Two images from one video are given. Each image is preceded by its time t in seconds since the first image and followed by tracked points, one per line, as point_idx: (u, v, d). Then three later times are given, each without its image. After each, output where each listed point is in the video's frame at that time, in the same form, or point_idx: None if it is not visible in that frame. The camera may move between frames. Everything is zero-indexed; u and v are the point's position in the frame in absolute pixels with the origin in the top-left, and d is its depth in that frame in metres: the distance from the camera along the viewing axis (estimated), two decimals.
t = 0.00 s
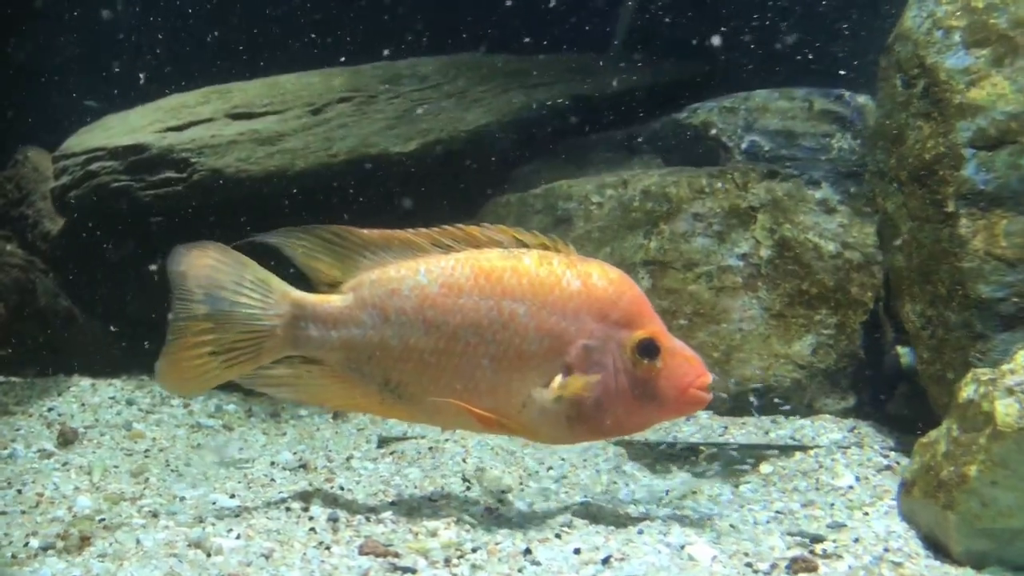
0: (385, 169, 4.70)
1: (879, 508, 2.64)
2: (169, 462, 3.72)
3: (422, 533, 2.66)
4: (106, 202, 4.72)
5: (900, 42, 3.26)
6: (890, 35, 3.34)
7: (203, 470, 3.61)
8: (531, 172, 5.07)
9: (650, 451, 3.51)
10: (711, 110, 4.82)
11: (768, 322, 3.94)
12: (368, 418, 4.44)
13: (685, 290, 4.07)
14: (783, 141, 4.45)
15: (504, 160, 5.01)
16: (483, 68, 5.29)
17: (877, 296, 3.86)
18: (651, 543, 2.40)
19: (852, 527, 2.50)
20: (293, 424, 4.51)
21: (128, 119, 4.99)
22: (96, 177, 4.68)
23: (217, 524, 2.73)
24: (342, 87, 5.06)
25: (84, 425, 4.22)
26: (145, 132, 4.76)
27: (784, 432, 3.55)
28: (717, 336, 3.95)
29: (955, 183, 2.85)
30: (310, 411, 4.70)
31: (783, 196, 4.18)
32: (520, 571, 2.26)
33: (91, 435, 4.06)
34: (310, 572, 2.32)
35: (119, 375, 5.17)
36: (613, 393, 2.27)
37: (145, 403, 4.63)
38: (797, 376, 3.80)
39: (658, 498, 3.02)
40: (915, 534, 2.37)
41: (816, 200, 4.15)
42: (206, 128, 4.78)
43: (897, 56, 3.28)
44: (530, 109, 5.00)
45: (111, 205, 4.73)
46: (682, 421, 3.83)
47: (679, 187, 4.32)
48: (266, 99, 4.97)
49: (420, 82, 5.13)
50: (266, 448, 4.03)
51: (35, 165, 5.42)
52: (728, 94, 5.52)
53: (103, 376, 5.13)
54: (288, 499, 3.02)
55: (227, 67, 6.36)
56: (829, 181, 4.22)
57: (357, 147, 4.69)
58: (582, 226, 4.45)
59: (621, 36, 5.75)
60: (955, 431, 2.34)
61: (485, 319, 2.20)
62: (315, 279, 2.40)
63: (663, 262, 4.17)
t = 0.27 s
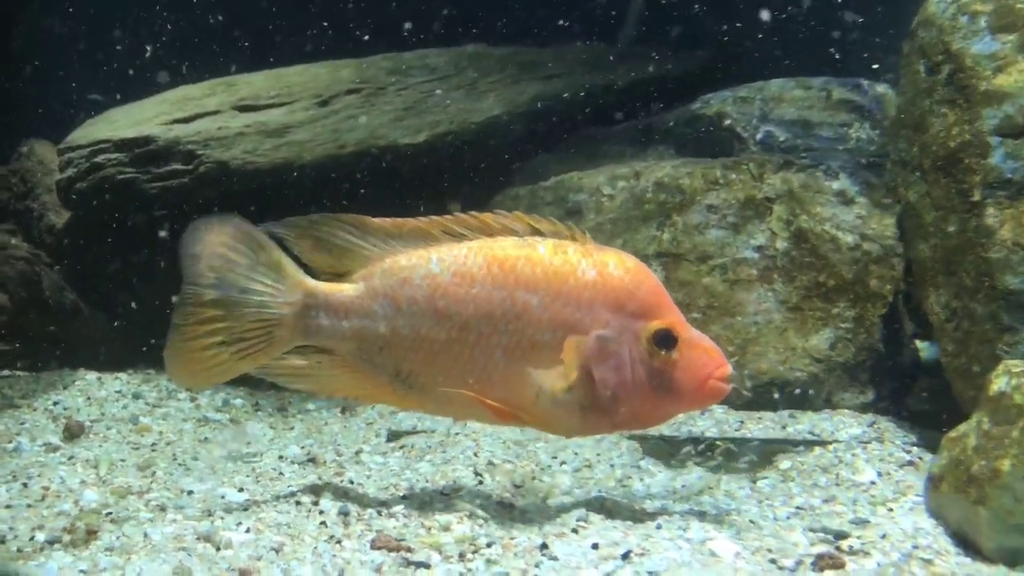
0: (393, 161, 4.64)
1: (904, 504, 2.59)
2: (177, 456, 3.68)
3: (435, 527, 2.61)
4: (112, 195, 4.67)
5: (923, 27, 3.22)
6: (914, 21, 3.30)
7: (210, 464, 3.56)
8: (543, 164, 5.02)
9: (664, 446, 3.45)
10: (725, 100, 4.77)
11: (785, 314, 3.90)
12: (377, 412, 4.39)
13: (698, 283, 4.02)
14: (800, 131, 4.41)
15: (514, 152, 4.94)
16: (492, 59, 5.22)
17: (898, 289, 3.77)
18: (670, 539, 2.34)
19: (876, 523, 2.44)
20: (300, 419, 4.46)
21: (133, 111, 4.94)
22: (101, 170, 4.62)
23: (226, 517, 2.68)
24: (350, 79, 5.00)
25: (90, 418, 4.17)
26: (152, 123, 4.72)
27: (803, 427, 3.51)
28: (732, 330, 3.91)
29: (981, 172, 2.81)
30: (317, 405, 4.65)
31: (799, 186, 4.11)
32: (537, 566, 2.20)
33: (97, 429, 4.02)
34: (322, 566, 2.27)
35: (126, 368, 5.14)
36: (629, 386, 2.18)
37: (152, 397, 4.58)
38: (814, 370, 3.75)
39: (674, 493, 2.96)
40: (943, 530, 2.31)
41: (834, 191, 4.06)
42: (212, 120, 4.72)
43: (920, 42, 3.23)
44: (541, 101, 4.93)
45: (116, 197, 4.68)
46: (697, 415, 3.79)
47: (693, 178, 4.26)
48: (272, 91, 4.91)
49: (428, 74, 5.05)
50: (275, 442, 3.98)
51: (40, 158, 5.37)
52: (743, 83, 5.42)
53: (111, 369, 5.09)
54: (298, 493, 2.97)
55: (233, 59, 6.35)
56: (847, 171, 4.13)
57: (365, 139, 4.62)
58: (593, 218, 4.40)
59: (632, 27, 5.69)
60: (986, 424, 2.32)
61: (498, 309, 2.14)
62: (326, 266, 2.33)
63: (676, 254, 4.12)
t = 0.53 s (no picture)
0: (403, 157, 4.60)
1: (925, 505, 2.57)
2: (188, 453, 3.66)
3: (450, 526, 2.59)
4: (122, 191, 4.65)
5: (944, 20, 3.19)
6: (934, 13, 3.26)
7: (222, 461, 3.55)
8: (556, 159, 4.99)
9: (679, 444, 3.42)
10: (739, 95, 4.73)
11: (799, 312, 3.86)
12: (388, 409, 4.37)
13: (712, 280, 3.99)
14: (815, 126, 4.33)
15: (525, 147, 4.91)
16: (502, 53, 5.18)
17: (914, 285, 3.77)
18: (688, 539, 2.31)
19: (898, 524, 2.41)
20: (311, 415, 4.44)
21: (143, 107, 4.92)
22: (111, 166, 4.60)
23: (239, 515, 2.66)
24: (360, 74, 4.97)
25: (101, 415, 4.16)
26: (161, 119, 4.70)
27: (820, 426, 3.50)
28: (746, 327, 3.87)
29: (1004, 167, 2.77)
30: (327, 402, 4.65)
31: (815, 182, 4.07)
32: (554, 566, 2.18)
33: (108, 426, 4.00)
34: (336, 565, 2.25)
35: (138, 364, 5.14)
36: (633, 383, 2.05)
37: (162, 393, 4.57)
38: (831, 368, 3.72)
39: (689, 492, 2.93)
40: (967, 532, 2.29)
41: (850, 186, 4.04)
42: (222, 116, 4.69)
43: (941, 35, 3.19)
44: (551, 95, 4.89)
45: (127, 193, 4.66)
46: (713, 413, 3.77)
47: (706, 173, 4.22)
48: (282, 86, 4.89)
49: (437, 69, 5.01)
50: (286, 439, 3.96)
51: (50, 155, 5.42)
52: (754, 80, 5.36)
53: (124, 365, 5.09)
54: (310, 491, 2.94)
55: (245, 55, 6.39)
56: (864, 167, 4.10)
57: (374, 135, 4.58)
58: (605, 214, 4.36)
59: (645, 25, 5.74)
60: (1011, 424, 2.32)
61: (499, 305, 2.08)
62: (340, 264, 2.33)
63: (689, 250, 4.08)
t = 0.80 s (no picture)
0: (413, 153, 4.55)
1: (944, 504, 2.56)
2: (198, 449, 3.65)
3: (463, 524, 2.57)
4: (131, 186, 4.64)
5: (964, 13, 3.17)
6: (953, 6, 3.24)
7: (232, 458, 3.53)
8: (568, 153, 4.98)
9: (692, 442, 3.39)
10: (752, 90, 4.71)
11: (814, 310, 3.82)
12: (398, 406, 4.36)
13: (725, 276, 3.95)
14: (829, 120, 4.34)
15: (537, 143, 4.88)
16: (513, 48, 5.15)
17: (931, 282, 3.75)
18: (705, 539, 2.29)
19: (917, 524, 2.39)
20: (321, 412, 4.43)
21: (153, 102, 4.92)
22: (120, 162, 4.61)
23: (251, 513, 2.64)
24: (370, 69, 4.96)
25: (111, 411, 4.14)
26: (171, 114, 4.69)
27: (836, 424, 3.49)
28: (760, 324, 3.82)
29: None
30: (337, 399, 4.64)
31: (830, 177, 4.04)
32: (569, 566, 2.15)
33: (119, 422, 3.99)
34: (349, 565, 2.23)
35: (146, 360, 5.18)
36: (641, 379, 1.98)
37: (172, 390, 4.57)
38: (846, 365, 3.70)
39: (704, 491, 2.90)
40: (991, 533, 2.29)
41: (865, 182, 4.00)
42: (232, 111, 4.67)
43: (961, 28, 3.17)
44: (563, 90, 4.83)
45: (135, 189, 4.65)
46: (727, 411, 3.76)
47: (719, 168, 4.19)
48: (291, 82, 4.87)
49: (446, 64, 4.98)
50: (296, 436, 3.95)
51: (59, 150, 5.45)
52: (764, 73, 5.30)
53: (131, 361, 5.11)
54: (322, 488, 2.93)
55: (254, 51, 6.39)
56: (879, 161, 4.07)
57: (384, 130, 4.54)
58: (617, 210, 4.33)
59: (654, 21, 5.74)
60: None
61: (509, 303, 2.04)
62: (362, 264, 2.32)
63: (702, 246, 4.05)
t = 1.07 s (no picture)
0: (421, 148, 4.49)
1: (961, 506, 2.52)
2: (204, 448, 3.63)
3: (471, 526, 2.53)
4: (137, 182, 4.62)
5: (980, 5, 3.12)
6: None
7: (238, 457, 3.51)
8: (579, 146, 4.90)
9: (703, 442, 3.34)
10: (764, 83, 4.66)
11: (826, 306, 3.79)
12: (405, 404, 4.33)
13: (736, 272, 3.92)
14: (842, 114, 4.32)
15: (545, 136, 4.80)
16: (522, 42, 5.10)
17: (945, 278, 3.72)
18: (717, 543, 2.25)
19: (934, 527, 2.34)
20: (328, 410, 4.40)
21: (159, 97, 4.90)
22: (125, 158, 4.58)
23: (256, 515, 2.61)
24: (376, 63, 4.91)
25: (117, 409, 4.12)
26: (177, 110, 4.66)
27: (849, 423, 3.45)
28: (771, 321, 3.81)
29: None
30: (344, 396, 4.62)
31: (842, 172, 3.99)
32: (578, 571, 2.11)
33: (124, 420, 3.97)
34: (354, 569, 2.20)
35: (151, 356, 5.14)
36: (650, 379, 1.94)
37: (178, 387, 4.55)
38: (858, 363, 3.67)
39: (715, 492, 2.85)
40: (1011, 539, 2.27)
41: (879, 176, 3.96)
42: (238, 106, 4.64)
43: (977, 20, 3.12)
44: (572, 82, 4.79)
45: (141, 185, 4.62)
46: (739, 410, 3.73)
47: (730, 163, 4.15)
48: (297, 76, 4.83)
49: (454, 58, 4.93)
50: (302, 434, 3.92)
51: (65, 146, 5.42)
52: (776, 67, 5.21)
53: (136, 358, 5.06)
54: (328, 488, 2.89)
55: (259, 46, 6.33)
56: (893, 155, 4.03)
57: (390, 125, 4.50)
58: (626, 206, 4.28)
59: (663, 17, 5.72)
60: None
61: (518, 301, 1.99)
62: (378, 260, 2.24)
63: (712, 242, 4.02)
